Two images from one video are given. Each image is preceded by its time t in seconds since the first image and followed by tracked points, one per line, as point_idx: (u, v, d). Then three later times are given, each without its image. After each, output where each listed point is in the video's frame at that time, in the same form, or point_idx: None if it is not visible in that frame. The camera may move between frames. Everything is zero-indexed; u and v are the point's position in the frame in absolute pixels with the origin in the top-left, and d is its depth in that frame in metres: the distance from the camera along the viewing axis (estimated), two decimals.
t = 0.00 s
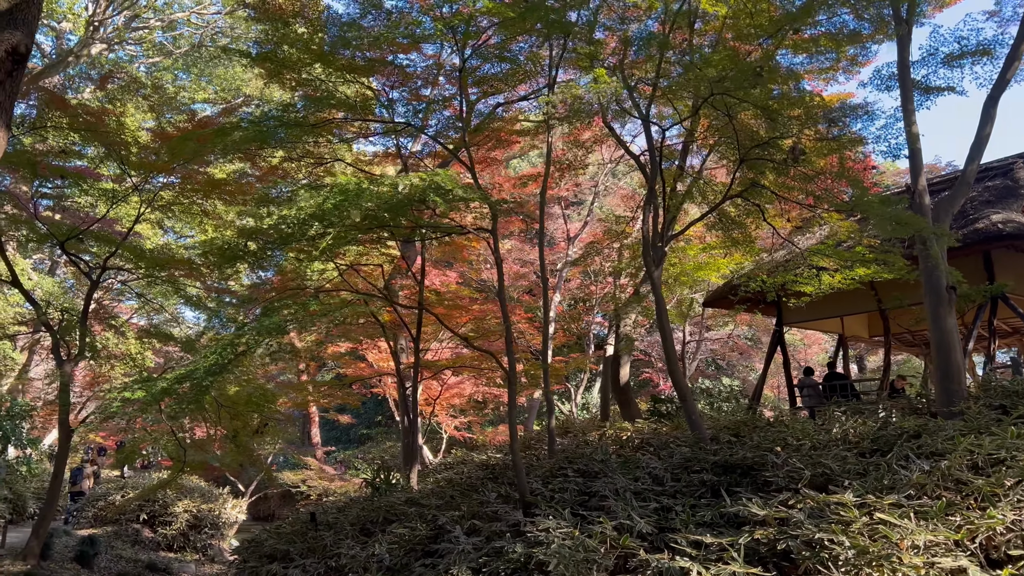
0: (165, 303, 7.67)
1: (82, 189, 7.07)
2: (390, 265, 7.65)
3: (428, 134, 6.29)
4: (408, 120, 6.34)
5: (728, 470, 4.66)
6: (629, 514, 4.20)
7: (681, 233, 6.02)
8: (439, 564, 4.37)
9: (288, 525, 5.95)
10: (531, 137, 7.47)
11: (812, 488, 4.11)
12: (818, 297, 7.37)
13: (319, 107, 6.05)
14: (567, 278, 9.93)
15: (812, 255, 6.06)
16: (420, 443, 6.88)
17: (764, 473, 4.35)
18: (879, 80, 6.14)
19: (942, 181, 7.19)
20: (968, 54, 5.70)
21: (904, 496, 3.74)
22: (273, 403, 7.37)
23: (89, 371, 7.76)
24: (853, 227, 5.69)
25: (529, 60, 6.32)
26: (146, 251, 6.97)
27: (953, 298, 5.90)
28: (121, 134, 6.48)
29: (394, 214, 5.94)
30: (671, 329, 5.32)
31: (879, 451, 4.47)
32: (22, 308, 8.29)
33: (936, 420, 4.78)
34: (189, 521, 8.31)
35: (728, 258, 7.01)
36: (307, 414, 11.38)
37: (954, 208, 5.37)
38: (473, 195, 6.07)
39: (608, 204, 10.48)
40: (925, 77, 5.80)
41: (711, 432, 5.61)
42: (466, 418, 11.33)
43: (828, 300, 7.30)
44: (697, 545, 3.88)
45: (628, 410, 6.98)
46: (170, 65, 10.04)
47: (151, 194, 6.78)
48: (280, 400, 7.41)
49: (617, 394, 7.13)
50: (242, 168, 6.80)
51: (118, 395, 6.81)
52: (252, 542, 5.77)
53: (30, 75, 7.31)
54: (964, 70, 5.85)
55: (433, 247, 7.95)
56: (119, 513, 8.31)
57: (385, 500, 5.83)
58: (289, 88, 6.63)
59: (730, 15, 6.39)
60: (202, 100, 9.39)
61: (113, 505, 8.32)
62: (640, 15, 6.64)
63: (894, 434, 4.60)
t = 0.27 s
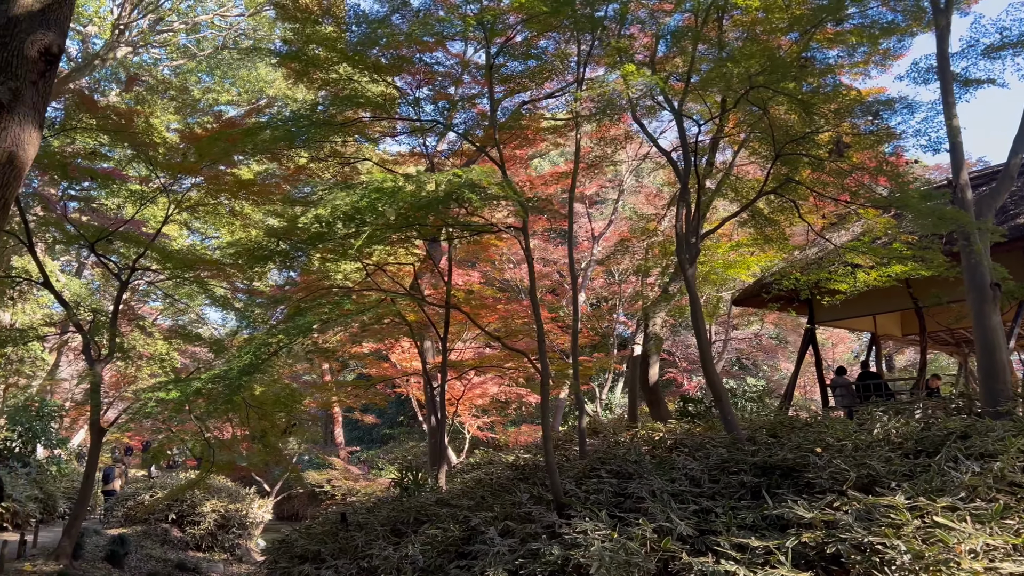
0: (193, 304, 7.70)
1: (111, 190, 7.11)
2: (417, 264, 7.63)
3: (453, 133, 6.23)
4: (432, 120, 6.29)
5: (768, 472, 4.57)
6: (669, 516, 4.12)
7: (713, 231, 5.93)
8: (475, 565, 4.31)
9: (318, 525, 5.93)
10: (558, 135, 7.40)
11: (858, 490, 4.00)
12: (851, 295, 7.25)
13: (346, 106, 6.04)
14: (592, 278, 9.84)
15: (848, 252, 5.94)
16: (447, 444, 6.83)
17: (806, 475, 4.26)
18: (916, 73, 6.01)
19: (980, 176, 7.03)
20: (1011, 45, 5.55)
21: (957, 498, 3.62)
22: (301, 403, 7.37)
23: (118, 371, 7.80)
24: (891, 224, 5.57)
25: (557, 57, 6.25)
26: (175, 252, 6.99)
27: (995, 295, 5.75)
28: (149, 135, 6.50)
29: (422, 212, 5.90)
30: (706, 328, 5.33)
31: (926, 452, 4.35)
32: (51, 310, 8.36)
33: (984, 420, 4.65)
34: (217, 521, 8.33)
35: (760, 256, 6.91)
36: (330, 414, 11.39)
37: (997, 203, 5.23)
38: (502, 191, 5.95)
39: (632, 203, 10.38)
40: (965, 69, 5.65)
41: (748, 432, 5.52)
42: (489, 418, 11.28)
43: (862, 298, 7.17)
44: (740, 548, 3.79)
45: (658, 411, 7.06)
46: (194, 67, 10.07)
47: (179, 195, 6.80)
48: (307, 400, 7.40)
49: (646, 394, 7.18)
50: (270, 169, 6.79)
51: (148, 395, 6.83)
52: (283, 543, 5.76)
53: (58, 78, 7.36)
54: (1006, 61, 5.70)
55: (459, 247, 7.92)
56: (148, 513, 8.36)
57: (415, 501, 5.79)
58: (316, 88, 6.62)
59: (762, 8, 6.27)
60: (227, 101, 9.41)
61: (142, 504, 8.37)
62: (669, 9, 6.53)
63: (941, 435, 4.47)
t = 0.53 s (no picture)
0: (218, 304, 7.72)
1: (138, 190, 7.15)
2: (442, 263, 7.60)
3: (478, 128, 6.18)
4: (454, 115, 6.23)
5: (808, 471, 4.47)
6: (708, 517, 4.03)
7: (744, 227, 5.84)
8: (507, 565, 4.24)
9: (347, 525, 5.90)
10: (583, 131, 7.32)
11: (904, 490, 3.90)
12: (884, 292, 7.11)
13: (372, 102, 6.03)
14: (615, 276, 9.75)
15: (884, 248, 5.83)
16: (473, 443, 6.79)
17: (849, 475, 4.15)
18: (953, 64, 5.88)
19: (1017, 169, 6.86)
20: None
21: (1010, 499, 3.50)
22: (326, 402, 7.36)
23: (145, 371, 7.84)
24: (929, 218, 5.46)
25: (583, 51, 6.17)
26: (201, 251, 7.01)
27: None
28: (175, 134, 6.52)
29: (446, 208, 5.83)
30: (740, 327, 5.27)
31: (972, 451, 4.22)
32: (78, 310, 8.42)
33: None
34: (242, 520, 8.34)
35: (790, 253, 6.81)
36: (352, 414, 11.40)
37: None
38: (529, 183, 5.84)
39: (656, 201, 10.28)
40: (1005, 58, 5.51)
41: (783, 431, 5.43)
42: (512, 418, 11.23)
43: (895, 295, 7.03)
44: (783, 550, 3.69)
45: (687, 409, 7.01)
46: (217, 68, 10.11)
47: (206, 193, 6.82)
48: (333, 399, 7.39)
49: (675, 393, 7.19)
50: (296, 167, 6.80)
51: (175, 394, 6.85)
52: (310, 542, 5.74)
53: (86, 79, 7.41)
54: None
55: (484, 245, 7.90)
56: (174, 512, 8.40)
57: (444, 501, 5.74)
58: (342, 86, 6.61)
59: None
60: (250, 102, 9.43)
61: (168, 503, 8.41)
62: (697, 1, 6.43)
63: (987, 434, 4.35)
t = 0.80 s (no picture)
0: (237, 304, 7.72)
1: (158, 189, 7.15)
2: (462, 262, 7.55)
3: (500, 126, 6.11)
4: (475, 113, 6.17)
5: (843, 472, 4.35)
6: (742, 519, 3.93)
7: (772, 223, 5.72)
8: (535, 567, 4.14)
9: (369, 525, 5.84)
10: (604, 128, 7.23)
11: (947, 492, 3.77)
12: (914, 289, 6.97)
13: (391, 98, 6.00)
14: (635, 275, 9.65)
15: (916, 244, 5.69)
16: (495, 443, 6.72)
17: (888, 476, 4.03)
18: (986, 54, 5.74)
19: None
20: None
21: None
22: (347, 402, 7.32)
23: (165, 370, 7.84)
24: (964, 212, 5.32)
25: (605, 45, 6.09)
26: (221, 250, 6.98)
27: None
28: (196, 132, 6.51)
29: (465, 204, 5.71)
30: (770, 325, 5.18)
31: (1016, 452, 4.08)
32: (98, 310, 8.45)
33: None
34: (262, 520, 8.33)
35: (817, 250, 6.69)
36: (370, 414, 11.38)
37: None
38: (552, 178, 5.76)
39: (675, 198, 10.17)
40: None
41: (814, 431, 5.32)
42: (530, 418, 11.15)
43: (925, 293, 6.88)
44: (823, 554, 3.58)
45: (712, 409, 6.97)
46: (234, 69, 10.11)
47: (226, 192, 6.81)
48: (353, 399, 7.35)
49: (700, 393, 7.18)
50: (315, 166, 6.78)
51: (195, 393, 6.83)
52: (332, 543, 5.69)
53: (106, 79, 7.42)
54: None
55: (504, 244, 7.84)
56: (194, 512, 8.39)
57: (467, 502, 5.66)
58: (361, 83, 6.58)
59: None
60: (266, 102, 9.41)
61: (188, 503, 8.41)
62: None
63: None
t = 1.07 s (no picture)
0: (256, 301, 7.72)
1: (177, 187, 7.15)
2: (481, 258, 7.51)
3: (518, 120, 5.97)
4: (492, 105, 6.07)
5: (879, 469, 4.25)
6: (777, 517, 3.83)
7: (799, 216, 5.61)
8: (564, 566, 4.05)
9: (391, 523, 5.79)
10: (624, 121, 7.14)
11: (990, 489, 3.66)
12: (944, 283, 6.83)
13: (409, 92, 5.95)
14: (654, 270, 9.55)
15: (949, 236, 5.56)
16: (516, 440, 6.67)
17: (928, 473, 3.92)
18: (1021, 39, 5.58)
19: None
20: None
21: None
22: (367, 399, 7.28)
23: (185, 368, 7.84)
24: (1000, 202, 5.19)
25: (625, 37, 6.00)
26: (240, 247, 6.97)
27: None
28: (214, 129, 6.49)
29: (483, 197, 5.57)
30: (801, 320, 5.09)
31: None
32: (118, 308, 8.47)
33: None
34: (283, 518, 8.31)
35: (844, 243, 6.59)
36: (387, 412, 11.35)
37: None
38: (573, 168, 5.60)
39: (694, 193, 10.05)
40: None
41: (845, 426, 5.21)
42: (548, 415, 11.08)
43: (955, 287, 6.74)
44: (863, 553, 3.48)
45: (736, 404, 6.96)
46: (250, 67, 10.10)
47: (244, 189, 6.79)
48: (373, 396, 7.31)
49: (726, 389, 7.17)
50: (334, 162, 6.74)
51: (216, 391, 6.82)
52: (355, 541, 5.65)
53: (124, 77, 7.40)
54: None
55: (523, 240, 7.77)
56: (215, 510, 8.39)
57: (490, 500, 5.59)
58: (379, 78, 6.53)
59: None
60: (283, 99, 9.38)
61: (208, 501, 8.42)
62: None
63: None
